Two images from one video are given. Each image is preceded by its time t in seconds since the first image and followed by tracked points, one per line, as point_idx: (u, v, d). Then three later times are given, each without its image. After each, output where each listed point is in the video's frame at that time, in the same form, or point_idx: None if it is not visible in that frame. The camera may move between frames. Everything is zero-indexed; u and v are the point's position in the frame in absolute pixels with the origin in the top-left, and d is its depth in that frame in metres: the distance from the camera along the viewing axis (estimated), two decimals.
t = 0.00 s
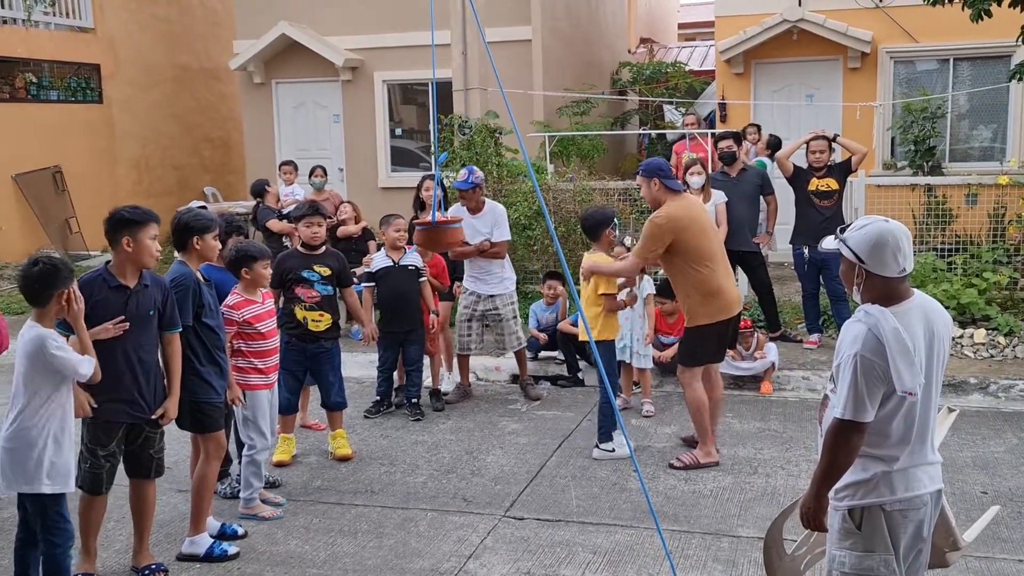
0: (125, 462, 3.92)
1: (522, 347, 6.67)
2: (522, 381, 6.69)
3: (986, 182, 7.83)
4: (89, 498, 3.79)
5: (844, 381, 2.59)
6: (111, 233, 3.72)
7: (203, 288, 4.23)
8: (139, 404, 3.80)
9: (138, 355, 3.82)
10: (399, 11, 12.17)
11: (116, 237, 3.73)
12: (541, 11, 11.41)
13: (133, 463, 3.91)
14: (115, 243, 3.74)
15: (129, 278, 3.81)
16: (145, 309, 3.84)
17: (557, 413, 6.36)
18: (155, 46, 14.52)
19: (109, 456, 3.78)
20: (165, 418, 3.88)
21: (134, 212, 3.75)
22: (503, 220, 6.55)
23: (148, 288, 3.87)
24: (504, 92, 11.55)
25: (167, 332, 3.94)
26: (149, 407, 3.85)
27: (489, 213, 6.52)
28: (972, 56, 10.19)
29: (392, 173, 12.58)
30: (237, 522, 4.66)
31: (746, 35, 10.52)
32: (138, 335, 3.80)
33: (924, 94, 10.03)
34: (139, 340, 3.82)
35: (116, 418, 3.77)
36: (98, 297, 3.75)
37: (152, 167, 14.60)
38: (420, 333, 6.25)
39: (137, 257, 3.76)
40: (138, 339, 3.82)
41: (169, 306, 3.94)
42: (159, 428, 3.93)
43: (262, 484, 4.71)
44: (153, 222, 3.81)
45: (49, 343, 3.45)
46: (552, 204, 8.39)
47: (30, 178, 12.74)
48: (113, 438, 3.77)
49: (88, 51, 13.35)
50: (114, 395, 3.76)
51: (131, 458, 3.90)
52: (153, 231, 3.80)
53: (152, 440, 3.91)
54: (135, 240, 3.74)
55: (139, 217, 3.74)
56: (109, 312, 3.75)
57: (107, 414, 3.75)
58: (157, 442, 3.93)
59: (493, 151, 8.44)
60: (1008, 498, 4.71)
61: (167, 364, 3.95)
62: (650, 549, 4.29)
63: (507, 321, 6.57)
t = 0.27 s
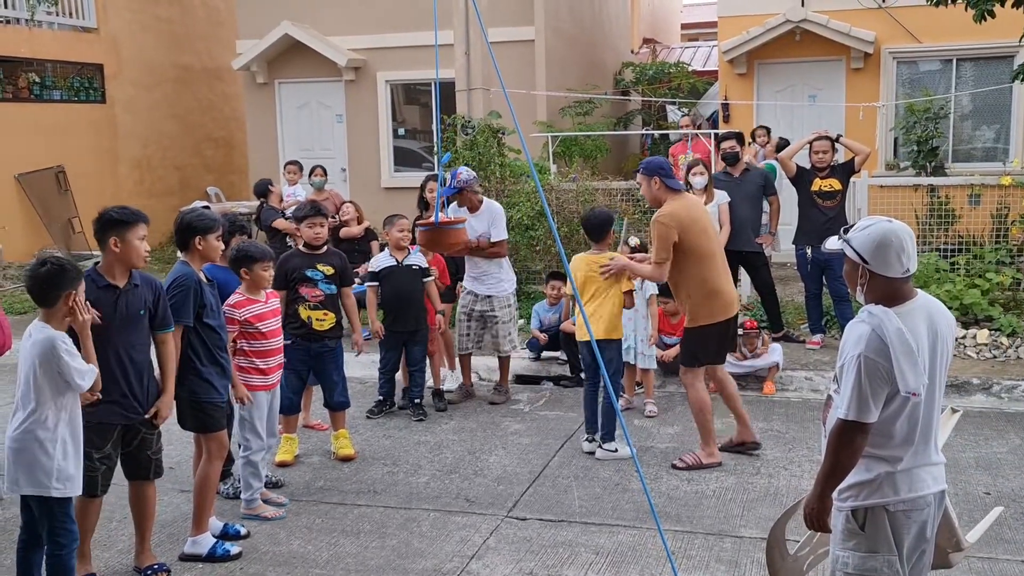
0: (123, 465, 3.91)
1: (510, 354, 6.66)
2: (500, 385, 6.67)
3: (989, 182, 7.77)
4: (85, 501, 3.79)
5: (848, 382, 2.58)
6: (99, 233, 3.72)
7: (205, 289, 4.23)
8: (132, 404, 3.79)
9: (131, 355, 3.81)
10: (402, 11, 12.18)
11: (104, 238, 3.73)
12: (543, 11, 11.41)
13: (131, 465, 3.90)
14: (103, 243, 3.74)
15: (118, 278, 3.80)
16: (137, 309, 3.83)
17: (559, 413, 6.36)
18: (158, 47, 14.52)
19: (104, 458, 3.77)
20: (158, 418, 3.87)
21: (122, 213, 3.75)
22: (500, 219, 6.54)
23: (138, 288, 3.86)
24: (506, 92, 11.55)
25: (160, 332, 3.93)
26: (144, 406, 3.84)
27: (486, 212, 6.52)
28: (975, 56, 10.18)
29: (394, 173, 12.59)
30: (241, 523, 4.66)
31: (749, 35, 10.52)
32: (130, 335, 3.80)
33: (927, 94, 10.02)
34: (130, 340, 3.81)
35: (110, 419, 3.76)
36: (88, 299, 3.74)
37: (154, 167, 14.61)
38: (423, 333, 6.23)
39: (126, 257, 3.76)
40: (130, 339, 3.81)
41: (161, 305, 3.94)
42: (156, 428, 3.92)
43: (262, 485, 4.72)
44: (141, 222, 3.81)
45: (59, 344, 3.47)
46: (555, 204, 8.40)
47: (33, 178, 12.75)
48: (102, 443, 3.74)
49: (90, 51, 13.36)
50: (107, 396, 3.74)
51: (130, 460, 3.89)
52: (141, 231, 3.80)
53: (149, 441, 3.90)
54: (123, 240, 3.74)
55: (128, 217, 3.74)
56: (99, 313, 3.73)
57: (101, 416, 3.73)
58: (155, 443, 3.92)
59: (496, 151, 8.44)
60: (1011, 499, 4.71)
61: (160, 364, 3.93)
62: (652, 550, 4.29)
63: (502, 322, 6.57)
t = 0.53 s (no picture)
0: (118, 463, 3.89)
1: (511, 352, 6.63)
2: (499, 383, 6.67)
3: (988, 181, 7.78)
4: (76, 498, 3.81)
5: (847, 380, 2.59)
6: (76, 231, 3.70)
7: (205, 287, 4.23)
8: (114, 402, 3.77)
9: (116, 352, 3.79)
10: (402, 10, 12.18)
11: (81, 237, 3.71)
12: (543, 9, 11.40)
13: (125, 462, 3.87)
14: (80, 241, 3.71)
15: (97, 276, 3.78)
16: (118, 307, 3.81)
17: (559, 412, 6.37)
18: (158, 45, 14.51)
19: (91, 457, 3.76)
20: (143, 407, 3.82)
21: (99, 210, 3.72)
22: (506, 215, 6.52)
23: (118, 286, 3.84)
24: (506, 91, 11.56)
25: (142, 329, 3.94)
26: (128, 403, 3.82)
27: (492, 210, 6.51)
28: (974, 55, 10.19)
29: (394, 171, 12.59)
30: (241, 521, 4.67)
31: (748, 34, 10.52)
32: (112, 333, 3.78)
33: (926, 93, 10.03)
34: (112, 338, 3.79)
35: (96, 417, 3.74)
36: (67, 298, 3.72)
37: (154, 165, 14.61)
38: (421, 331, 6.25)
39: (104, 255, 3.73)
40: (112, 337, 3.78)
41: (142, 303, 3.93)
42: (145, 422, 3.90)
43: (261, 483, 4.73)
44: (118, 219, 3.78)
45: (59, 341, 3.48)
46: (555, 204, 8.44)
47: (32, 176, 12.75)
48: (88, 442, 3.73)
49: (90, 49, 13.35)
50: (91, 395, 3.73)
51: (127, 459, 3.86)
52: (118, 228, 3.77)
53: (141, 434, 3.88)
54: (101, 238, 3.72)
55: (105, 214, 3.71)
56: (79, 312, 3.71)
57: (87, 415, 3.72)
58: (146, 436, 3.90)
59: (496, 150, 8.44)
60: (1010, 497, 4.72)
61: (145, 361, 3.91)
62: (651, 547, 4.30)
63: (496, 322, 6.54)
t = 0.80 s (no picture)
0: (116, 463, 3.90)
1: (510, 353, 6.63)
2: (499, 385, 6.68)
3: (988, 183, 7.78)
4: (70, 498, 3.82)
5: (847, 382, 2.59)
6: (56, 235, 3.69)
7: (206, 288, 4.23)
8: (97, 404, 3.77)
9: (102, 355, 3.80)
10: (402, 11, 12.19)
11: (63, 241, 3.70)
12: (543, 11, 11.41)
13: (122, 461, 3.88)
14: (60, 244, 3.71)
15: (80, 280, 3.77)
16: (103, 310, 3.82)
17: (558, 413, 6.38)
18: (158, 46, 14.53)
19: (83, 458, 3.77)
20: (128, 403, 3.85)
21: (78, 214, 3.71)
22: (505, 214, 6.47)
23: (101, 289, 3.85)
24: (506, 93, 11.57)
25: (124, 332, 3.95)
26: (111, 405, 3.82)
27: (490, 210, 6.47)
28: (974, 57, 10.20)
29: (394, 173, 12.60)
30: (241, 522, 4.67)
31: (748, 36, 10.52)
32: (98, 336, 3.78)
33: (926, 95, 10.04)
34: (98, 341, 3.79)
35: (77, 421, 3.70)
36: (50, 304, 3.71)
37: (154, 166, 14.62)
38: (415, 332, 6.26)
39: (86, 258, 3.73)
40: (98, 339, 3.79)
41: (125, 307, 3.94)
42: (137, 418, 3.91)
43: (261, 484, 4.73)
44: (98, 222, 3.78)
45: (58, 342, 3.49)
46: (555, 204, 8.45)
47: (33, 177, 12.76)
48: (84, 442, 3.73)
49: (91, 50, 13.37)
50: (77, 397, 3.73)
51: (128, 458, 3.88)
52: (100, 231, 3.77)
53: (134, 430, 3.89)
54: (82, 242, 3.72)
55: (85, 218, 3.71)
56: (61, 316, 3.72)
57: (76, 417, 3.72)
58: (141, 430, 3.92)
59: (496, 151, 8.45)
60: (1009, 499, 4.72)
61: (128, 363, 3.91)
62: (650, 549, 4.30)
63: (492, 324, 6.54)
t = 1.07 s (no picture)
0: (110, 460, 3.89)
1: (500, 356, 6.62)
2: (495, 387, 6.67)
3: (986, 185, 7.77)
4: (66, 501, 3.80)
5: (844, 384, 2.58)
6: (42, 236, 3.69)
7: (202, 289, 4.21)
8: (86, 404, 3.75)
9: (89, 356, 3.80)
10: (400, 13, 12.19)
11: (48, 244, 3.70)
12: (541, 13, 11.40)
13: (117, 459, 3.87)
14: (45, 248, 3.70)
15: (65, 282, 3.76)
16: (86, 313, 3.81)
17: (555, 415, 6.36)
18: (155, 48, 14.51)
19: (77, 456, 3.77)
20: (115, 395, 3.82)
21: (62, 216, 3.71)
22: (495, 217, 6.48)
23: (88, 290, 3.83)
24: (504, 95, 11.56)
25: (111, 330, 3.96)
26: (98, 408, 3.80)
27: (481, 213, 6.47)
28: (972, 59, 10.19)
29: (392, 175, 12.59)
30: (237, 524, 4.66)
31: (746, 38, 10.52)
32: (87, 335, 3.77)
33: (924, 97, 10.04)
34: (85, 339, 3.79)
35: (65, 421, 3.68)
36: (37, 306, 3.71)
37: (152, 167, 14.61)
38: (410, 335, 6.23)
39: (70, 260, 3.72)
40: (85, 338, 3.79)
41: (110, 309, 3.93)
42: (129, 419, 3.90)
43: (257, 486, 4.71)
44: (83, 224, 3.77)
45: (54, 343, 3.49)
46: (552, 206, 8.44)
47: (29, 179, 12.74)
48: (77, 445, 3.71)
49: (88, 52, 13.35)
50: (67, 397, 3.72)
51: (119, 456, 3.86)
52: (84, 233, 3.76)
53: (128, 431, 3.88)
54: (66, 244, 3.71)
55: (69, 220, 3.70)
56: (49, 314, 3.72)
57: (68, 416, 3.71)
58: (134, 430, 3.90)
59: (493, 154, 8.43)
60: (1007, 502, 4.71)
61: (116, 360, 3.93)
62: (647, 551, 4.29)
63: (483, 327, 6.53)
